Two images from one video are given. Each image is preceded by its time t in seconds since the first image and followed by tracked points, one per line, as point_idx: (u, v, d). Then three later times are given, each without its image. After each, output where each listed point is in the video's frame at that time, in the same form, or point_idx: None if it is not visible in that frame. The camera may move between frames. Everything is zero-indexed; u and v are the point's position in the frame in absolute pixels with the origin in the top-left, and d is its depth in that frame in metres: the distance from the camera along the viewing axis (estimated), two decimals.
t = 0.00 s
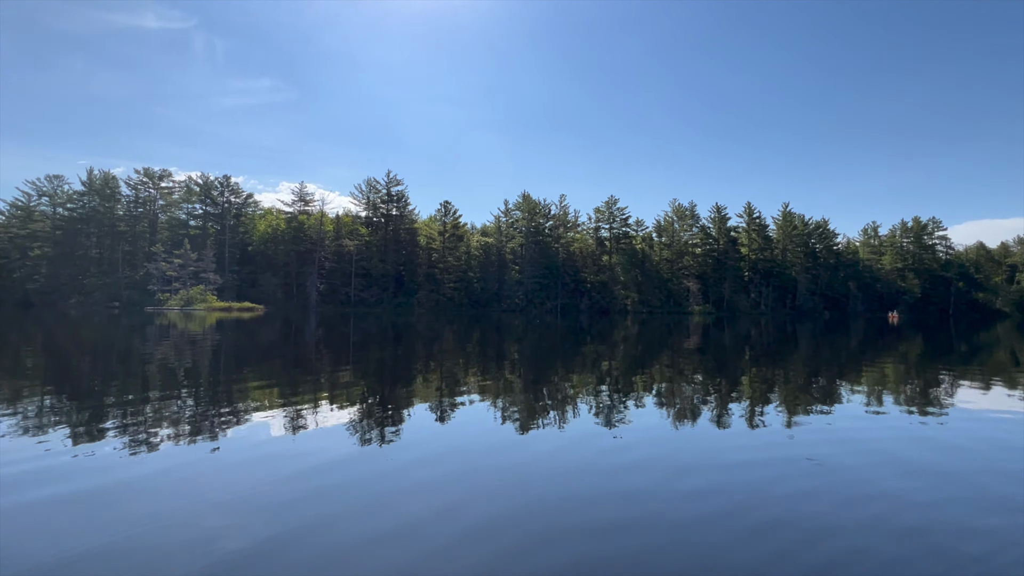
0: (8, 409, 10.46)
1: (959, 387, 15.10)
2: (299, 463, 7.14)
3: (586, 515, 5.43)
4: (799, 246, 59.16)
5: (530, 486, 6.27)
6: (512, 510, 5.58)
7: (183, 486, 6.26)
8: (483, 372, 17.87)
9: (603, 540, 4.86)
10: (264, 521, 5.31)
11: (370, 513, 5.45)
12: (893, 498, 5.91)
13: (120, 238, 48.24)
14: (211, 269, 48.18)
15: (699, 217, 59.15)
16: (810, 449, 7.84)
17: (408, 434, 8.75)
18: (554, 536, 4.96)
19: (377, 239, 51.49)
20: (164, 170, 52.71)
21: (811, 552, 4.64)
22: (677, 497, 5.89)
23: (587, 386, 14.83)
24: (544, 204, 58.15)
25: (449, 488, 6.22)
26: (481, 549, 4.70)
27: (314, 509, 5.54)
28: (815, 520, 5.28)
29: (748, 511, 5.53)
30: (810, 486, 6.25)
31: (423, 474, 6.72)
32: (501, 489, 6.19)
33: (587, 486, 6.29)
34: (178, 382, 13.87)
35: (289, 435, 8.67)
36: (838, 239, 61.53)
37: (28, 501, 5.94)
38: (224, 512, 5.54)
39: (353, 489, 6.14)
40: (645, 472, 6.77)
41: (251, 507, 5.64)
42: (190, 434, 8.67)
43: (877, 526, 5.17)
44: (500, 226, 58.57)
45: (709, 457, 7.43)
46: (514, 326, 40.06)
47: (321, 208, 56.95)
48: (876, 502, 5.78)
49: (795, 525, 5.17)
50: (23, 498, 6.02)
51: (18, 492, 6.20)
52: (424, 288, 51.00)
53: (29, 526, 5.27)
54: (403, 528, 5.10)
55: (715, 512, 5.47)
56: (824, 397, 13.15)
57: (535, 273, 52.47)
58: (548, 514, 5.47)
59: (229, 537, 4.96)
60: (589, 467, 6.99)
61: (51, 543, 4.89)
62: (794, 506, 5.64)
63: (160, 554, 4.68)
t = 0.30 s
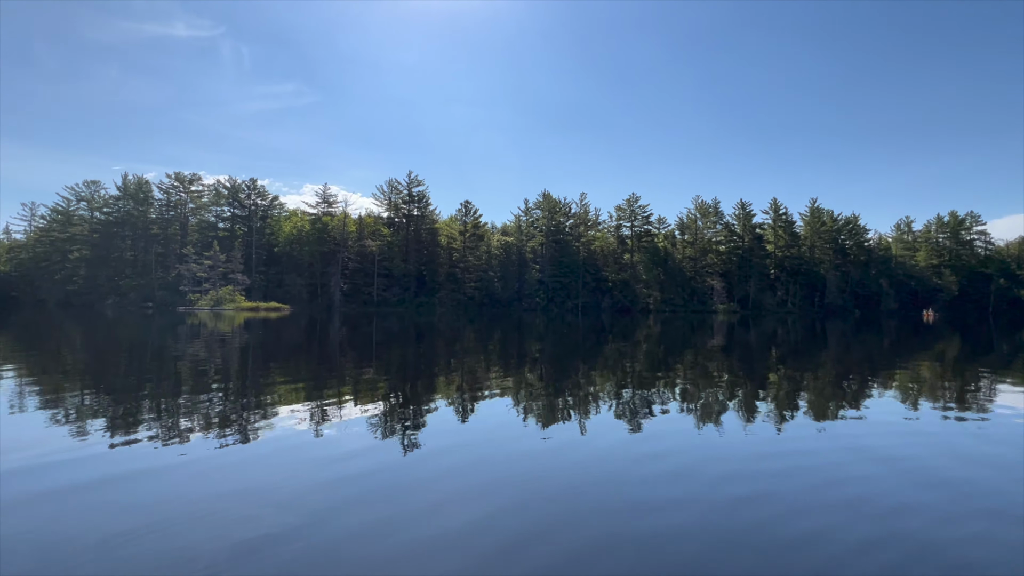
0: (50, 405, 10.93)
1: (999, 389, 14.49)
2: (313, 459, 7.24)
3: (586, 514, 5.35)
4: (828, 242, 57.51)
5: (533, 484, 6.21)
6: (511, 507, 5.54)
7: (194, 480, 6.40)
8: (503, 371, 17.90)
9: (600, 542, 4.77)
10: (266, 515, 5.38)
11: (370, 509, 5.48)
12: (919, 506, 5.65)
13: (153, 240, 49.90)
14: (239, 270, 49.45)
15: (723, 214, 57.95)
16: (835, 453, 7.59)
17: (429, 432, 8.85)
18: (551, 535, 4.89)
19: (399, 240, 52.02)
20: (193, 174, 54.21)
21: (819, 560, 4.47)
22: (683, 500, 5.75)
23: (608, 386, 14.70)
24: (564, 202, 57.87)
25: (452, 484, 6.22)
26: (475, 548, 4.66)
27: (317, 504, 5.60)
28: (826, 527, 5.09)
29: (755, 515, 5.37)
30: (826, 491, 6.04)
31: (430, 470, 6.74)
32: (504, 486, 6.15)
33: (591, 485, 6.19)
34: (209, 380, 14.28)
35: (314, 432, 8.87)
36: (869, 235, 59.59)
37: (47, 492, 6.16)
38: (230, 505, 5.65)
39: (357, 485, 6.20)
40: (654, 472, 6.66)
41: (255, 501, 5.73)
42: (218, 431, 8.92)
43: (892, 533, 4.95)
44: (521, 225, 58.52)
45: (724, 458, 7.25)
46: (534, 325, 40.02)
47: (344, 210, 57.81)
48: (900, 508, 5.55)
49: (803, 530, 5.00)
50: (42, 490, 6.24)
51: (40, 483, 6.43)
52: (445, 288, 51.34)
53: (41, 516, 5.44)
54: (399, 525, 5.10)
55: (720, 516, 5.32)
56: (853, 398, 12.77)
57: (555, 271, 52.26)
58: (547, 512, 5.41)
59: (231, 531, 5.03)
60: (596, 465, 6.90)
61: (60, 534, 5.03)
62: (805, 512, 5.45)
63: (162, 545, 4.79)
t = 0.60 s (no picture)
0: (89, 402, 11.34)
1: None
2: (326, 457, 7.30)
3: (588, 516, 5.28)
4: (858, 238, 55.78)
5: (538, 485, 6.16)
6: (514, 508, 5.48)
7: (211, 477, 6.58)
8: (524, 370, 17.88)
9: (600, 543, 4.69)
10: (271, 513, 5.44)
11: (373, 509, 5.49)
12: (948, 513, 5.38)
13: (184, 242, 51.44)
14: (266, 270, 50.61)
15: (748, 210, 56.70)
16: (866, 455, 7.29)
17: (450, 430, 8.87)
18: (551, 536, 4.83)
19: (420, 240, 52.48)
20: (221, 178, 55.70)
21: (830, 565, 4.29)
22: (689, 502, 5.61)
23: (631, 385, 14.53)
24: (585, 201, 57.49)
25: (457, 485, 6.21)
26: (473, 548, 4.64)
27: (327, 498, 5.70)
28: (840, 530, 4.93)
29: (766, 518, 5.20)
30: (845, 495, 5.81)
31: (437, 470, 6.74)
32: (510, 486, 6.14)
33: (596, 486, 6.11)
34: (237, 378, 14.66)
35: (338, 429, 8.99)
36: (902, 230, 57.53)
37: (66, 488, 6.36)
38: (236, 503, 5.74)
39: (362, 484, 6.24)
40: (665, 473, 6.56)
41: (262, 500, 5.82)
42: (248, 428, 9.08)
43: (910, 540, 4.74)
44: (541, 224, 58.44)
45: (740, 460, 7.06)
46: (555, 324, 39.88)
47: (366, 210, 58.59)
48: (931, 515, 5.28)
49: (815, 535, 4.82)
50: (61, 486, 6.44)
51: (64, 479, 6.67)
52: (465, 288, 51.58)
53: (57, 511, 5.61)
54: (400, 525, 5.11)
55: (728, 517, 5.23)
56: (887, 399, 12.32)
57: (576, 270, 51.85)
58: (549, 513, 5.34)
59: (237, 529, 5.10)
60: (604, 466, 6.80)
61: (73, 529, 5.17)
62: (817, 515, 5.26)
63: (169, 542, 4.87)
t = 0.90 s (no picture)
0: (124, 398, 11.77)
1: None
2: (328, 452, 7.39)
3: (572, 516, 5.26)
4: (891, 234, 53.91)
5: (546, 483, 6.19)
6: (498, 504, 5.53)
7: (232, 469, 6.83)
8: (544, 369, 17.85)
9: (569, 545, 4.65)
10: (252, 510, 5.53)
11: (386, 503, 5.65)
12: (951, 523, 5.12)
13: (213, 244, 52.94)
14: (291, 271, 51.64)
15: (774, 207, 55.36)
16: (893, 462, 7.01)
17: (472, 429, 8.90)
18: (521, 537, 4.80)
19: (441, 240, 52.83)
20: (248, 181, 57.04)
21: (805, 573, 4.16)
22: (698, 503, 5.60)
23: (653, 385, 14.33)
24: (606, 199, 56.95)
25: (468, 483, 6.28)
26: (440, 547, 4.62)
27: (343, 493, 5.89)
28: (851, 535, 4.86)
29: (747, 524, 5.09)
30: (837, 503, 5.62)
31: (452, 468, 6.82)
32: (520, 484, 6.22)
33: (586, 487, 6.09)
34: (264, 376, 14.98)
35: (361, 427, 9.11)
36: (938, 225, 55.33)
37: (93, 482, 6.65)
38: (219, 499, 5.85)
39: (374, 480, 6.37)
40: (677, 473, 6.53)
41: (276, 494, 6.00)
42: (274, 425, 9.31)
43: (895, 549, 4.57)
44: (561, 222, 58.21)
45: (736, 465, 6.90)
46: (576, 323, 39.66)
47: (388, 211, 59.24)
48: (958, 524, 5.12)
49: (825, 540, 4.77)
50: (88, 480, 6.73)
51: (95, 471, 6.99)
52: (486, 287, 51.70)
53: (64, 505, 5.84)
54: (377, 521, 5.14)
55: (736, 519, 5.20)
56: (923, 401, 11.86)
57: (597, 269, 51.36)
58: (557, 511, 5.41)
59: (216, 525, 5.17)
60: (594, 469, 6.72)
61: (60, 525, 5.29)
62: (801, 520, 5.12)
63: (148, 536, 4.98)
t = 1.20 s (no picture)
0: (159, 395, 12.16)
1: None
2: (351, 446, 7.57)
3: (581, 506, 5.34)
4: (925, 230, 51.94)
5: (556, 476, 6.27)
6: (508, 495, 5.64)
7: (254, 459, 7.12)
8: (565, 369, 17.79)
9: (563, 541, 4.67)
10: (263, 499, 5.74)
11: (401, 492, 5.83)
12: (965, 522, 4.99)
13: (241, 246, 54.32)
14: (316, 272, 52.56)
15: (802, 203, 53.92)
16: (925, 465, 6.67)
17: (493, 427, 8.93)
18: (506, 536, 4.72)
19: (462, 240, 53.10)
20: (274, 184, 58.32)
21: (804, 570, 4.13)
22: (706, 496, 5.61)
23: (677, 386, 14.13)
24: (627, 197, 56.31)
25: (482, 474, 6.40)
26: (451, 534, 4.76)
27: (361, 482, 6.09)
28: (862, 530, 4.83)
29: (741, 526, 4.90)
30: (840, 506, 5.37)
31: (470, 461, 6.91)
32: (531, 476, 6.32)
33: (595, 479, 6.14)
34: (290, 375, 15.30)
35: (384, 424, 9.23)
36: (977, 220, 53.01)
37: (126, 469, 7.02)
38: (211, 495, 5.90)
39: (391, 471, 6.54)
40: (690, 468, 6.52)
41: (296, 482, 6.25)
42: (300, 422, 9.47)
43: (898, 550, 4.43)
44: (582, 221, 57.89)
45: (754, 461, 6.83)
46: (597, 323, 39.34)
47: (409, 212, 59.79)
48: (983, 523, 4.99)
49: (833, 534, 4.74)
50: (122, 467, 7.10)
51: (128, 459, 7.36)
52: (506, 287, 51.73)
53: (98, 490, 6.20)
54: (392, 509, 5.32)
55: (744, 512, 5.20)
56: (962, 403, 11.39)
57: (618, 268, 50.73)
58: (565, 501, 5.50)
59: (222, 517, 5.33)
60: (607, 463, 6.75)
61: (97, 508, 5.64)
62: (803, 520, 5.01)
63: (140, 530, 5.06)
